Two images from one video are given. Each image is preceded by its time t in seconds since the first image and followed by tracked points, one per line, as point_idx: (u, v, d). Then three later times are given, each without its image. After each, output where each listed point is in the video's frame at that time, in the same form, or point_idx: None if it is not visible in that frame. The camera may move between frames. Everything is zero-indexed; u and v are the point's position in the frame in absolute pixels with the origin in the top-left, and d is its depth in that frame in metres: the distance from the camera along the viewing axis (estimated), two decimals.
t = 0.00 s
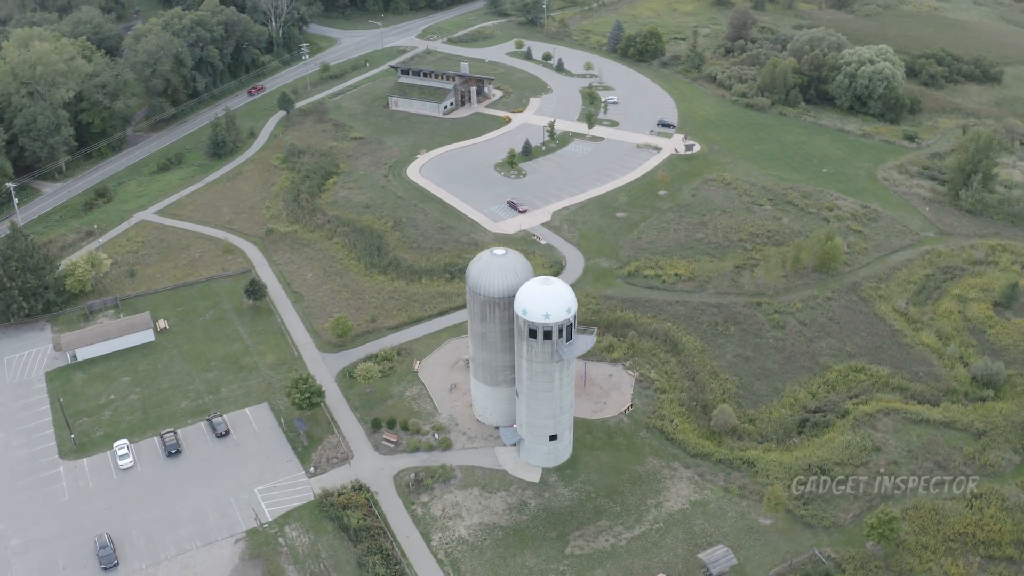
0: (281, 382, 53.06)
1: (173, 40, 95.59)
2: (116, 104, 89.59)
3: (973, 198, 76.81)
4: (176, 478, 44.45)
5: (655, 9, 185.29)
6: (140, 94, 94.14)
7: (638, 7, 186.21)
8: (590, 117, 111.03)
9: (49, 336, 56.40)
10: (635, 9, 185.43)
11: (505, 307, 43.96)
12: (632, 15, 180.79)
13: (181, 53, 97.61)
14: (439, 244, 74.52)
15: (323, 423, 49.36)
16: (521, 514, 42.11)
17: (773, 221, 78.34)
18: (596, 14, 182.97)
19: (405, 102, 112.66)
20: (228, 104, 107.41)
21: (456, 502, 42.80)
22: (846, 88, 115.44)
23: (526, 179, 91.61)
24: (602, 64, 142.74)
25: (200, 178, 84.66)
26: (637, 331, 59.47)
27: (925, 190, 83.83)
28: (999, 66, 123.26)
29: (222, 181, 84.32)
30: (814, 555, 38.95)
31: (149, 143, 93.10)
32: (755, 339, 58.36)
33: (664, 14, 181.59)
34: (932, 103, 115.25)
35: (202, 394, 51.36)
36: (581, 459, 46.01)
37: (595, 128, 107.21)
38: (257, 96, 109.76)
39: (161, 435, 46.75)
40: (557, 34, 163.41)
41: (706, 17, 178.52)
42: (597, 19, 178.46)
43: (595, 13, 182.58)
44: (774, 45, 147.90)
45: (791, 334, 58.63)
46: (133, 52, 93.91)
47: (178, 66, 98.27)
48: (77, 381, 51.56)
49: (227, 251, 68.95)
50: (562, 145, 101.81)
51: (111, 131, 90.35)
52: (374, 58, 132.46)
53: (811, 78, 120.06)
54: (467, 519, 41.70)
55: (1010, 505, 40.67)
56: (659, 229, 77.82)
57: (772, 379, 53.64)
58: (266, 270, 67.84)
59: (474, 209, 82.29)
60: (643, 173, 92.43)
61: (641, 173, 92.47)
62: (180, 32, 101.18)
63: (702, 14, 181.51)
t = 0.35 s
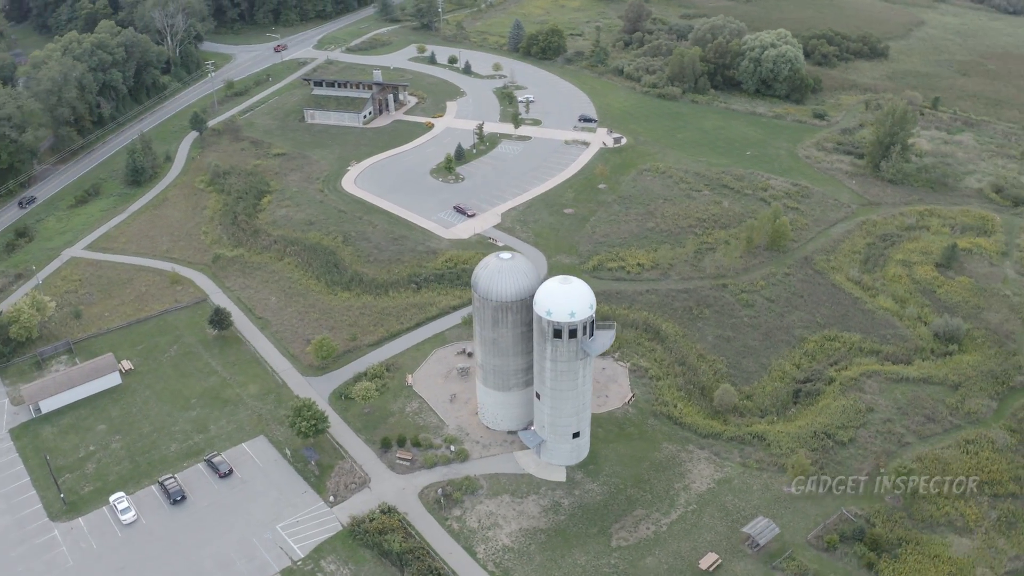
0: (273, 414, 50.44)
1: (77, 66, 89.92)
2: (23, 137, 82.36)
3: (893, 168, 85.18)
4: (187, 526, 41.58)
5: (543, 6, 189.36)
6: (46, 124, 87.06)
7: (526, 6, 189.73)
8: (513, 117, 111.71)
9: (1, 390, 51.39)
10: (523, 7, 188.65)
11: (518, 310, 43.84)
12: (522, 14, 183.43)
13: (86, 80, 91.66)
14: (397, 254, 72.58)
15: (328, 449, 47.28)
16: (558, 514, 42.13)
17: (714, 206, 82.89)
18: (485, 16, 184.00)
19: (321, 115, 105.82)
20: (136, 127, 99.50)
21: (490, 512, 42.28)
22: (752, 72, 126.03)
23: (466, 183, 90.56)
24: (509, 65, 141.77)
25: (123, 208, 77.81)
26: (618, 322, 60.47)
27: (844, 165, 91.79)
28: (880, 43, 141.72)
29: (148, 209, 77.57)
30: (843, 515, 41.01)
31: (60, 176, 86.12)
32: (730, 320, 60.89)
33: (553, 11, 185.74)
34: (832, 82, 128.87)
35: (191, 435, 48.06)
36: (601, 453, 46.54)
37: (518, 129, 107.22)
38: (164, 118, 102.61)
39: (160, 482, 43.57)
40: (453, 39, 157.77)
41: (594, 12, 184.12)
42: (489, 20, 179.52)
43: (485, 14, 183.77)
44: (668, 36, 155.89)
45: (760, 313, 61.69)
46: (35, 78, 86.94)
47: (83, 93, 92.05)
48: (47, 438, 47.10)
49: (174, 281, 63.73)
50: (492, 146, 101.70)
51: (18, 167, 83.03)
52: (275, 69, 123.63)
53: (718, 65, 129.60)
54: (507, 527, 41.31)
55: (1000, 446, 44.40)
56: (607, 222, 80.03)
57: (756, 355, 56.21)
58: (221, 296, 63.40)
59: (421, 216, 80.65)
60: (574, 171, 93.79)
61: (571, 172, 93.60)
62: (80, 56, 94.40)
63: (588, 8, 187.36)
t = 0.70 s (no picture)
0: (271, 441, 48.12)
1: None
2: None
3: (823, 148, 92.21)
4: (207, 568, 39.26)
5: (444, 10, 188.08)
6: None
7: (426, 10, 188.59)
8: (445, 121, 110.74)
9: None
10: (423, 13, 186.75)
11: (528, 310, 43.74)
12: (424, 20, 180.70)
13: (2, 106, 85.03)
14: (360, 265, 70.41)
15: (339, 470, 45.55)
16: (589, 509, 42.32)
17: (662, 196, 86.03)
18: (389, 23, 179.65)
19: (247, 130, 98.62)
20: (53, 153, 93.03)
21: (521, 515, 41.96)
22: (670, 64, 133.07)
23: (413, 189, 88.50)
24: (430, 71, 136.04)
25: (55, 239, 72.34)
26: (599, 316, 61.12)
27: (774, 148, 97.84)
28: (782, 29, 155.06)
29: (83, 240, 71.88)
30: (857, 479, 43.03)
31: None
32: (705, 305, 62.77)
33: (455, 15, 184.18)
34: (745, 70, 138.60)
35: (187, 472, 45.18)
36: (615, 445, 47.08)
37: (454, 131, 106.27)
38: (81, 142, 96.19)
39: (169, 526, 40.90)
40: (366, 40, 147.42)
41: (497, 13, 184.26)
42: (394, 26, 174.69)
43: (388, 20, 179.50)
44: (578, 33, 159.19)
45: (731, 296, 64.03)
46: None
47: None
48: (30, 492, 43.31)
49: (131, 312, 59.37)
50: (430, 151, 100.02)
51: None
52: (189, 86, 114.90)
53: (636, 58, 135.27)
54: (541, 528, 41.13)
55: (980, 400, 47.83)
56: (560, 219, 81.10)
57: (737, 337, 58.26)
58: (183, 323, 59.45)
59: (375, 227, 78.53)
60: (517, 172, 94.26)
61: (515, 172, 94.05)
62: None
63: (490, 9, 187.71)
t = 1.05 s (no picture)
0: (270, 466, 45.73)
1: None
2: None
3: (765, 142, 99.78)
4: None
5: (361, 26, 180.02)
6: None
7: (343, 28, 179.02)
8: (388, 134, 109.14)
9: None
10: (340, 31, 177.25)
11: (537, 309, 43.31)
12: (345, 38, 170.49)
13: None
14: (327, 281, 67.89)
15: (349, 489, 43.65)
16: (613, 504, 42.04)
17: (618, 197, 87.79)
18: (307, 41, 168.53)
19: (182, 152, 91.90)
20: None
21: (548, 517, 41.26)
22: (602, 69, 136.66)
23: (367, 202, 85.75)
24: (363, 86, 128.92)
25: None
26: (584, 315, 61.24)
27: (718, 145, 103.84)
28: (702, 31, 162.01)
29: (25, 273, 66.92)
30: (865, 452, 44.31)
31: None
32: (683, 297, 63.82)
33: (373, 33, 176.25)
34: (673, 71, 145.93)
35: (186, 505, 42.39)
36: (625, 439, 47.08)
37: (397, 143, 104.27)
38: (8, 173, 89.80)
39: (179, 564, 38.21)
40: (291, 54, 137.08)
41: (415, 28, 178.56)
42: (312, 44, 164.13)
43: (307, 39, 168.22)
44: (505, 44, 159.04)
45: (706, 288, 65.39)
46: None
47: None
48: (15, 543, 39.78)
49: (93, 344, 55.37)
50: (378, 165, 97.46)
51: None
52: (114, 110, 108.66)
53: (568, 64, 138.14)
54: (570, 528, 40.55)
55: (962, 368, 50.28)
56: (523, 223, 81.30)
57: (720, 326, 59.50)
58: (151, 352, 55.75)
59: (335, 242, 75.89)
60: (469, 180, 93.60)
61: (467, 180, 93.35)
62: None
63: (408, 24, 181.87)
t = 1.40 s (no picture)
0: (273, 486, 43.93)
1: None
2: None
3: (720, 141, 105.88)
4: None
5: (297, 42, 168.25)
6: None
7: (279, 45, 165.37)
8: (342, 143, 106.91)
9: None
10: (276, 48, 163.46)
11: (543, 309, 43.09)
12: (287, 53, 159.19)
13: None
14: (303, 295, 65.84)
15: (359, 504, 42.29)
16: (631, 500, 41.92)
17: (584, 200, 88.85)
18: (249, 54, 159.51)
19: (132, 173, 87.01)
20: None
21: (568, 518, 40.81)
22: (550, 76, 138.41)
23: (332, 215, 83.22)
24: (311, 101, 124.38)
25: None
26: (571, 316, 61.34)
27: (674, 145, 108.98)
28: (641, 38, 165.45)
29: None
30: (866, 433, 45.40)
31: None
32: (665, 294, 64.61)
33: (310, 48, 164.84)
34: (619, 77, 150.12)
35: (189, 533, 40.43)
36: (632, 435, 47.15)
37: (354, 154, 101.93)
38: None
39: None
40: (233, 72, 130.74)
41: (352, 43, 169.85)
42: (250, 61, 151.72)
43: (244, 57, 154.40)
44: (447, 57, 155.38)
45: (686, 284, 66.37)
46: None
47: None
48: None
49: (64, 372, 52.36)
50: (337, 178, 94.35)
51: None
52: (54, 132, 103.91)
53: (516, 73, 138.93)
54: (593, 526, 40.21)
55: (944, 348, 52.27)
56: (495, 229, 81.17)
57: (706, 320, 60.37)
58: (127, 376, 52.94)
59: (305, 256, 73.58)
60: (432, 189, 92.59)
61: (430, 189, 92.30)
62: None
63: (344, 39, 172.36)
